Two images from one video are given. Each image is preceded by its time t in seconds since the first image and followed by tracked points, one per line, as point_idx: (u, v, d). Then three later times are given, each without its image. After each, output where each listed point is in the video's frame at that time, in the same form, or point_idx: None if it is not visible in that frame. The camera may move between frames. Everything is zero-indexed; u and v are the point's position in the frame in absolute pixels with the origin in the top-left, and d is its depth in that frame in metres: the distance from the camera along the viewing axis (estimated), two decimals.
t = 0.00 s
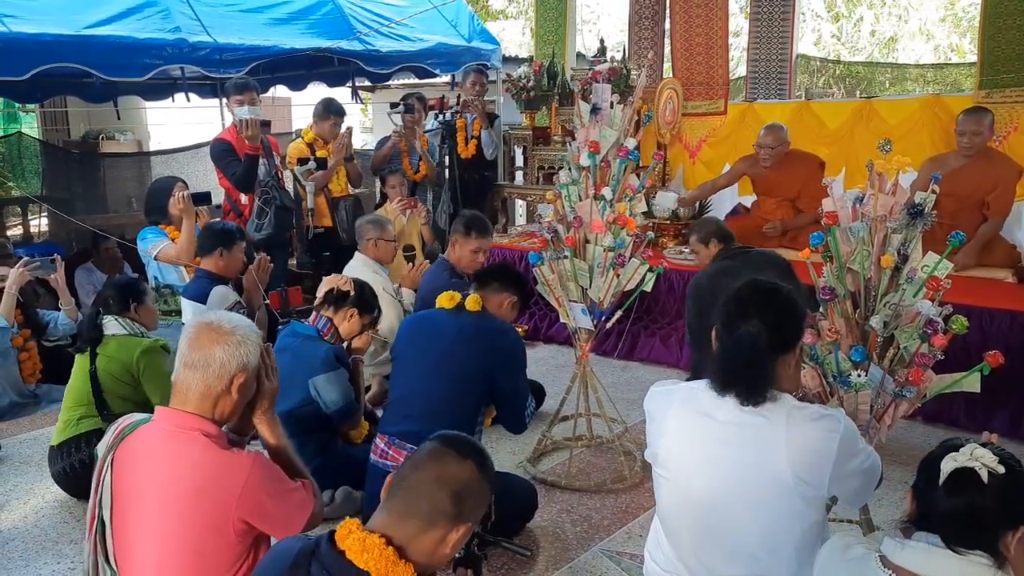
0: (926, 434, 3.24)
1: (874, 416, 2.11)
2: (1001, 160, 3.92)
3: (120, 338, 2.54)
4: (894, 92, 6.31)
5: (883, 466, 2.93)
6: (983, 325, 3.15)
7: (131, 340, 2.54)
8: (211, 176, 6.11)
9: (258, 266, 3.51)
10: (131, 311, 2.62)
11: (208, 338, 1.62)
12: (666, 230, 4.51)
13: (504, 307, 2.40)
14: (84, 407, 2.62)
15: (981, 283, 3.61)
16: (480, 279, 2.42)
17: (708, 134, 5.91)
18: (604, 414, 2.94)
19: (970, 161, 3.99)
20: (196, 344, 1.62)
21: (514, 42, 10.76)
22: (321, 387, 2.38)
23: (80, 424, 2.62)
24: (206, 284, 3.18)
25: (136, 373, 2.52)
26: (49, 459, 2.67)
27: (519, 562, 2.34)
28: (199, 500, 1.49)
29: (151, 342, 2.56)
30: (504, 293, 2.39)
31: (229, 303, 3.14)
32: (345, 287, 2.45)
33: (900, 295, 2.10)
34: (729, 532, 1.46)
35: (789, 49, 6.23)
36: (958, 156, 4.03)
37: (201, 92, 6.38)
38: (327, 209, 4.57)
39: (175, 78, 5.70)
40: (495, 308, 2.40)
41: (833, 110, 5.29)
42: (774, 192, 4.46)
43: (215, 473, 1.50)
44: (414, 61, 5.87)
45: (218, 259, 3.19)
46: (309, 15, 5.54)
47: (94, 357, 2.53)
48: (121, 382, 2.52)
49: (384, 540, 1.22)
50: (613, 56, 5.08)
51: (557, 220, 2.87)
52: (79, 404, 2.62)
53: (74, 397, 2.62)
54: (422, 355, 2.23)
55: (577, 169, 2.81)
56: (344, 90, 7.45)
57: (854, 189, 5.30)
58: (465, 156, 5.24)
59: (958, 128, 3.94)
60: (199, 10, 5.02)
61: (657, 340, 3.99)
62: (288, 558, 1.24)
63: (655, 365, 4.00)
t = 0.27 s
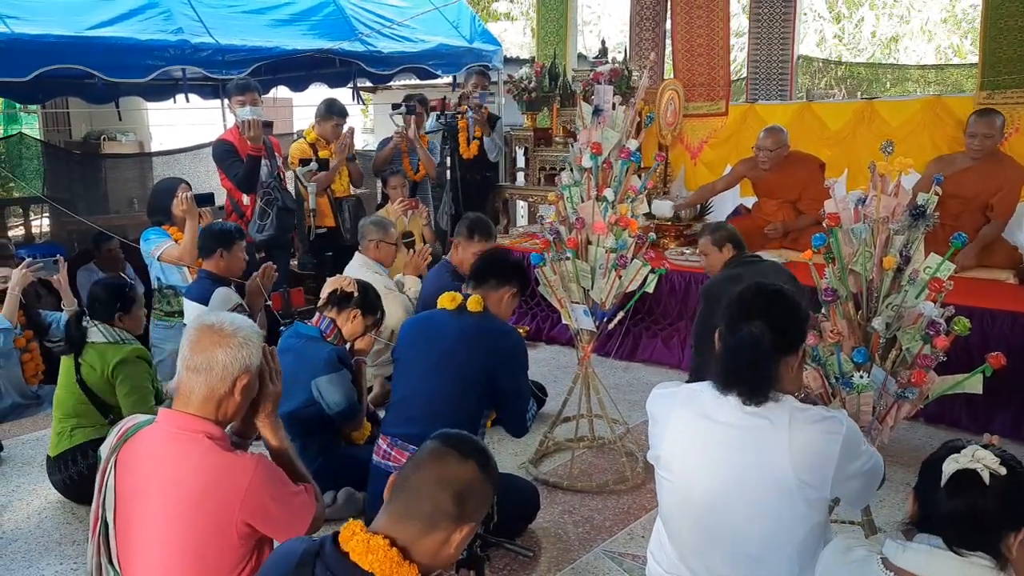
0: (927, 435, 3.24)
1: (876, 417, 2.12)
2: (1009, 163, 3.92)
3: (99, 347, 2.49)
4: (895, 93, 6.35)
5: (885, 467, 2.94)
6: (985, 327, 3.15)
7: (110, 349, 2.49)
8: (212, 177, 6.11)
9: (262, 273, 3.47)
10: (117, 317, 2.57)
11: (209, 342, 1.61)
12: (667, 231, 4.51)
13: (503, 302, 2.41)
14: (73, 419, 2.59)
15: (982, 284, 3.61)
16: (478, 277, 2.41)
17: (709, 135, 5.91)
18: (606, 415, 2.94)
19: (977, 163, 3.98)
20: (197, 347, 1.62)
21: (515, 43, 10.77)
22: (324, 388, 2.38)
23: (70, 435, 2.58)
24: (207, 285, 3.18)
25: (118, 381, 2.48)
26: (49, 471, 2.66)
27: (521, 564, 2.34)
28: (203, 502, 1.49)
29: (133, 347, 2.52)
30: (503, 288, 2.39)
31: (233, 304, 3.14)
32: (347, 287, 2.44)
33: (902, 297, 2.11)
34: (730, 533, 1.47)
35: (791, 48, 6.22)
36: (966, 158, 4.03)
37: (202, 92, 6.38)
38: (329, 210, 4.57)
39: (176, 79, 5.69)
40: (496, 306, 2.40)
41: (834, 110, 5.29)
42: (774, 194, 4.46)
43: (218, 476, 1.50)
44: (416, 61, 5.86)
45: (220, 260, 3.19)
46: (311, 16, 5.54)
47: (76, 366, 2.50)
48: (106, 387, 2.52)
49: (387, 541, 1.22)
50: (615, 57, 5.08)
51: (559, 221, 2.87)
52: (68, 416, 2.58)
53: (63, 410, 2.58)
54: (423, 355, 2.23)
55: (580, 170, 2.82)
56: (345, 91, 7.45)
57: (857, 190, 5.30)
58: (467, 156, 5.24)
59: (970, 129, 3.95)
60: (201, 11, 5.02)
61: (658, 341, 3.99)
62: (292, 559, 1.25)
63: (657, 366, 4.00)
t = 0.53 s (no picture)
0: (928, 435, 3.24)
1: (877, 418, 2.12)
2: (1011, 166, 3.92)
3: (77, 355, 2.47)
4: (895, 93, 6.36)
5: (886, 468, 2.94)
6: (986, 327, 3.15)
7: (90, 357, 2.47)
8: (213, 177, 6.11)
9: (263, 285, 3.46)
10: (106, 325, 2.54)
11: (204, 346, 1.62)
12: (668, 232, 4.51)
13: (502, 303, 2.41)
14: (64, 428, 2.57)
15: (983, 285, 3.61)
16: (477, 277, 2.41)
17: (709, 135, 5.91)
18: (607, 416, 2.94)
19: (980, 164, 3.98)
20: (194, 351, 1.62)
21: (515, 44, 10.78)
22: (323, 391, 2.38)
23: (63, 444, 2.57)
24: (208, 286, 3.18)
25: (102, 389, 2.46)
26: (49, 480, 2.65)
27: (522, 565, 2.35)
28: (204, 505, 1.49)
29: (116, 353, 2.49)
30: (502, 288, 2.40)
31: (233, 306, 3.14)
32: (343, 288, 2.44)
33: (903, 298, 2.12)
34: (731, 535, 1.47)
35: (792, 49, 6.22)
36: (969, 159, 4.04)
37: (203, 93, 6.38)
38: (330, 211, 4.58)
39: (177, 80, 5.69)
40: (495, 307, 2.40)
41: (836, 112, 5.30)
42: (773, 196, 4.45)
43: (219, 479, 1.50)
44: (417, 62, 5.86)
45: (223, 261, 3.20)
46: (312, 16, 5.54)
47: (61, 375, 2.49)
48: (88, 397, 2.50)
49: (387, 543, 1.22)
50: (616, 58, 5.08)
51: (560, 221, 2.86)
52: (59, 426, 2.56)
53: (53, 420, 2.57)
54: (421, 358, 2.23)
55: (581, 171, 2.82)
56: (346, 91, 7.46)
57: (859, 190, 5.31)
58: (468, 156, 5.26)
59: (972, 130, 3.95)
60: (202, 12, 5.02)
61: (659, 342, 3.99)
62: (295, 560, 1.25)
63: (658, 367, 4.00)
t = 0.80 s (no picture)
0: (929, 435, 3.24)
1: (878, 419, 2.11)
2: (1012, 165, 3.91)
3: (71, 359, 2.46)
4: (896, 93, 6.36)
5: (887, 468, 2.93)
6: (987, 327, 3.15)
7: (83, 363, 2.45)
8: (213, 177, 6.11)
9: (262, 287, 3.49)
10: (105, 330, 2.50)
11: (201, 347, 1.63)
12: (668, 232, 4.52)
13: (503, 306, 2.41)
14: (63, 433, 2.56)
15: (984, 285, 3.61)
16: (479, 278, 2.41)
17: (710, 135, 5.91)
18: (608, 416, 2.93)
19: (983, 165, 3.98)
20: (191, 353, 1.63)
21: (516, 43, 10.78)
22: (320, 391, 2.38)
23: (63, 447, 2.57)
24: (209, 285, 3.18)
25: (97, 392, 2.46)
26: (48, 482, 2.65)
27: (522, 565, 2.34)
28: (204, 506, 1.49)
29: (110, 356, 2.48)
30: (503, 291, 2.39)
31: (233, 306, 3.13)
32: (340, 287, 2.44)
33: (904, 298, 2.11)
34: (732, 536, 1.47)
35: (793, 48, 6.20)
36: (972, 159, 4.04)
37: (203, 93, 6.38)
38: (331, 211, 4.58)
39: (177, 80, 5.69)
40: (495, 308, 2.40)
41: (837, 112, 5.30)
42: (774, 196, 4.45)
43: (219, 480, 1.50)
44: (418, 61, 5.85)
45: (224, 262, 3.19)
46: (312, 16, 5.54)
47: (54, 379, 2.49)
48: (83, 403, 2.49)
49: (384, 544, 1.22)
50: (616, 57, 5.07)
51: (561, 222, 2.86)
52: (57, 430, 2.56)
53: (51, 425, 2.56)
54: (422, 358, 2.23)
55: (581, 171, 2.82)
56: (346, 91, 7.46)
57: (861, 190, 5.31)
58: (468, 156, 5.24)
59: (975, 131, 3.94)
60: (202, 12, 5.02)
61: (660, 342, 3.99)
62: (295, 560, 1.25)
63: (659, 368, 3.99)
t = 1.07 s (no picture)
0: (929, 435, 3.24)
1: (878, 419, 2.11)
2: (1011, 167, 3.91)
3: (69, 361, 2.45)
4: (896, 93, 6.36)
5: (887, 468, 2.93)
6: (988, 327, 3.14)
7: (82, 365, 2.45)
8: (213, 177, 6.11)
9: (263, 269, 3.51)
10: (104, 331, 2.49)
11: (207, 344, 1.62)
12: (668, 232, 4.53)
13: (506, 307, 2.40)
14: (62, 433, 2.56)
15: (984, 285, 3.61)
16: (484, 280, 2.41)
17: (710, 135, 5.91)
18: (608, 416, 2.93)
19: (981, 167, 3.99)
20: (197, 349, 1.62)
21: (516, 42, 10.78)
22: (319, 391, 2.38)
23: (61, 447, 2.56)
24: (209, 284, 3.18)
25: (95, 393, 2.46)
26: (48, 481, 2.64)
27: (521, 566, 2.34)
28: (203, 506, 1.48)
29: (107, 357, 2.48)
30: (507, 294, 2.39)
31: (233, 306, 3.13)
32: (341, 288, 2.43)
33: (904, 298, 2.10)
34: (732, 536, 1.46)
35: (793, 49, 6.22)
36: (973, 160, 4.04)
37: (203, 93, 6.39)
38: (331, 210, 4.58)
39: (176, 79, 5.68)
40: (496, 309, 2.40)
41: (837, 112, 5.31)
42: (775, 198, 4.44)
43: (219, 479, 1.49)
44: (418, 61, 5.85)
45: (225, 261, 3.18)
46: (312, 16, 5.53)
47: (53, 381, 2.48)
48: (83, 404, 2.49)
49: (381, 547, 1.22)
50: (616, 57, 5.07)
51: (561, 221, 2.86)
52: (57, 431, 2.55)
53: (50, 426, 2.56)
54: (423, 356, 2.23)
55: (581, 171, 2.82)
56: (346, 91, 7.46)
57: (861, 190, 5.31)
58: (469, 155, 5.27)
59: (983, 134, 3.92)
60: (202, 12, 5.01)
61: (661, 342, 3.99)
62: (289, 564, 1.25)
63: (660, 368, 3.99)
